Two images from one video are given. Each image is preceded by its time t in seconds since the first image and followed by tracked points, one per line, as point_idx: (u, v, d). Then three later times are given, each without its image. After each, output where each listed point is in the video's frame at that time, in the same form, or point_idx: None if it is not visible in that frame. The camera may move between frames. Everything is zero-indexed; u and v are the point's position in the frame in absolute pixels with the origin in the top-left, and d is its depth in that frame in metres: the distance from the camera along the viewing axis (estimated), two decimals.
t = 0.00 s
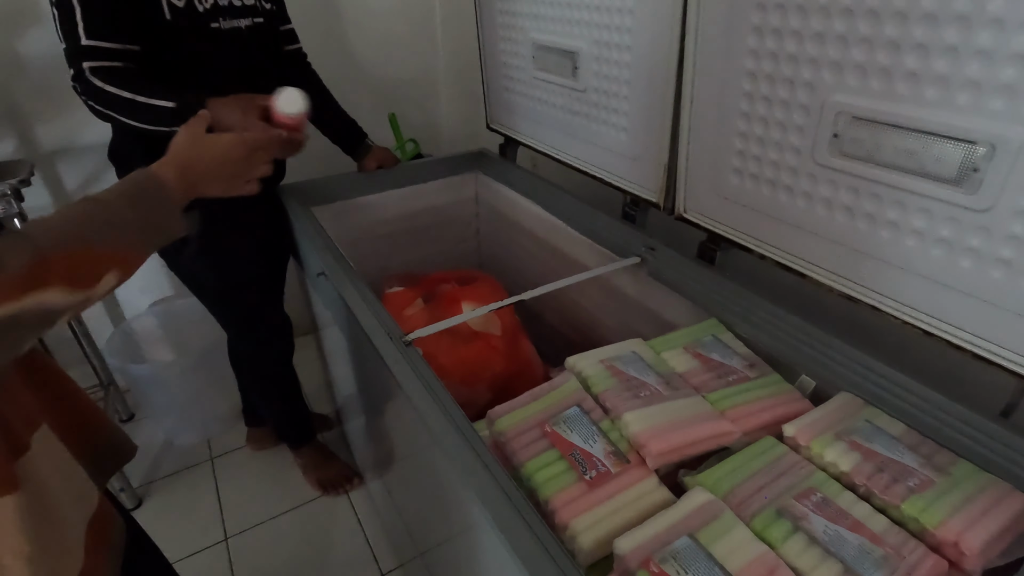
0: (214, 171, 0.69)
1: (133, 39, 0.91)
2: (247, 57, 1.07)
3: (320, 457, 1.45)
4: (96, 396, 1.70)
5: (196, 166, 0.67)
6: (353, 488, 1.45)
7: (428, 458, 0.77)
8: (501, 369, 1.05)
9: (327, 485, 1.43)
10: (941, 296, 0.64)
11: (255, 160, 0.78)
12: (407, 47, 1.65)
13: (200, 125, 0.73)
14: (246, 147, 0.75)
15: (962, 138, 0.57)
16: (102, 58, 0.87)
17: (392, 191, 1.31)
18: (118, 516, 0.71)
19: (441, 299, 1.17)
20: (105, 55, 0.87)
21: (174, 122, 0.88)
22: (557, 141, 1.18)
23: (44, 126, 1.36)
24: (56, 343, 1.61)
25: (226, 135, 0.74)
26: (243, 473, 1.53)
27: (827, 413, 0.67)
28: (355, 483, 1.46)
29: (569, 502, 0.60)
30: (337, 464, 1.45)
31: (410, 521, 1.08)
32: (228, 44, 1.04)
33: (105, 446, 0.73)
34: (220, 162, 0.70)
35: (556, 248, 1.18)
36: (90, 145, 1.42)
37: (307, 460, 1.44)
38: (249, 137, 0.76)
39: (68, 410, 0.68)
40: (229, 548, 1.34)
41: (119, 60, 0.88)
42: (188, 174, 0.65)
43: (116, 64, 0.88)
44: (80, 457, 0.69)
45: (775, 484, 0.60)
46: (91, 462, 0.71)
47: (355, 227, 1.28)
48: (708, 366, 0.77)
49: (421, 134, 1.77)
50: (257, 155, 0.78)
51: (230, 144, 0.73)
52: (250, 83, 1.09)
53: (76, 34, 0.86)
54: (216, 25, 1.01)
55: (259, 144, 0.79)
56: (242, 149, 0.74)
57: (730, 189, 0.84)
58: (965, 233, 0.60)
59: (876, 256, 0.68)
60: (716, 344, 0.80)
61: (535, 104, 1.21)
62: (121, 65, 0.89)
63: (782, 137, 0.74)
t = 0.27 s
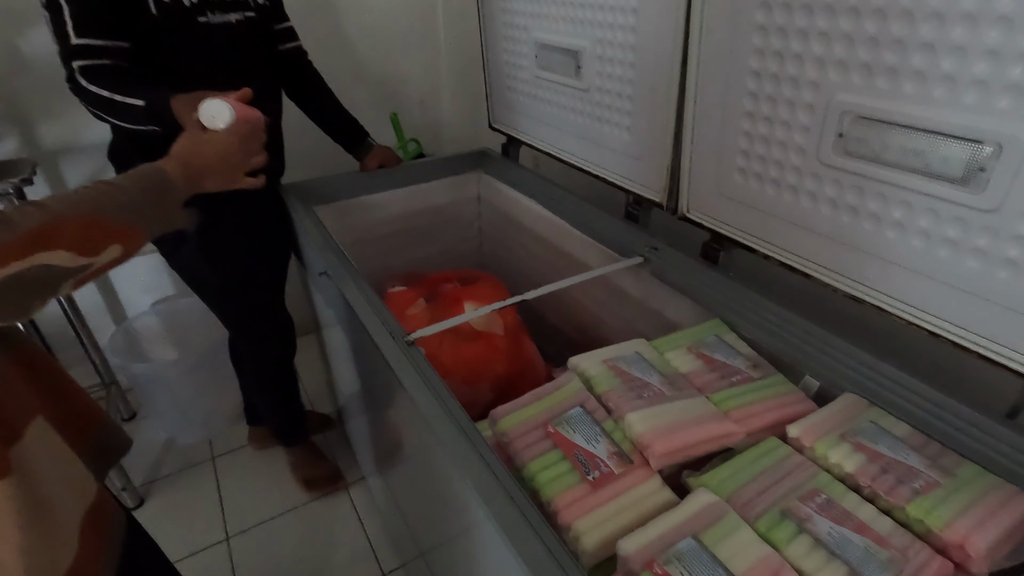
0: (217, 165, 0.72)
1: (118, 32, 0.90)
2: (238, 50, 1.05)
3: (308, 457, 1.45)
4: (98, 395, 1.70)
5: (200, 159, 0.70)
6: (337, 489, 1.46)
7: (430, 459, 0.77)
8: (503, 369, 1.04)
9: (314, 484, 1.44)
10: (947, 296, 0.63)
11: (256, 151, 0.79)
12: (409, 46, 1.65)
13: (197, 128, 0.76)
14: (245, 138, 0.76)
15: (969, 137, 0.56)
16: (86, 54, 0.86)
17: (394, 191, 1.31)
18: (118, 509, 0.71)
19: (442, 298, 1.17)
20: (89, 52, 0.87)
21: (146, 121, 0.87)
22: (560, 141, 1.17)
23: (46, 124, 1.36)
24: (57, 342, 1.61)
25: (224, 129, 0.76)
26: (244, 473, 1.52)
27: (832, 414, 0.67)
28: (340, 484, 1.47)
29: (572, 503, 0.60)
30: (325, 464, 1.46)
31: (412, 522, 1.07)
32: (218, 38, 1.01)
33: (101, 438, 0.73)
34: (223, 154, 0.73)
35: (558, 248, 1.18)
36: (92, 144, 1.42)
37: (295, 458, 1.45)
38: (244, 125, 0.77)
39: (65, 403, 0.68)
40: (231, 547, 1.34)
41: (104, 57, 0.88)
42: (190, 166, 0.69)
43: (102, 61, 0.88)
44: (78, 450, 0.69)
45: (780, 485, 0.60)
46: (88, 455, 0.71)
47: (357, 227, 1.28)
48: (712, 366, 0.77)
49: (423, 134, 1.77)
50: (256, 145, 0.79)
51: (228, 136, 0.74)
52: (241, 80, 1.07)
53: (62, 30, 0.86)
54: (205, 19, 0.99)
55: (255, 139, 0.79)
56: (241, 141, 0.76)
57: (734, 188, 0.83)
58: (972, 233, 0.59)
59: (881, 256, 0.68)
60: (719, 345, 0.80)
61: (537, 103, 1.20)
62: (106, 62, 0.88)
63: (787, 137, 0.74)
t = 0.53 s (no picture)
0: (183, 162, 0.70)
1: (103, 29, 0.90)
2: (225, 49, 1.05)
3: (273, 457, 1.44)
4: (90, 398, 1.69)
5: (164, 165, 0.68)
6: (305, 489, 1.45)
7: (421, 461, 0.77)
8: (495, 369, 1.04)
9: (282, 484, 1.43)
10: (934, 294, 0.64)
11: (227, 139, 0.75)
12: (401, 47, 1.65)
13: (164, 118, 0.72)
14: (208, 127, 0.72)
15: (954, 136, 0.56)
16: (69, 49, 0.86)
17: (386, 192, 1.31)
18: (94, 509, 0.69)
19: (435, 299, 1.17)
20: (75, 48, 0.86)
21: (130, 120, 0.86)
22: (552, 141, 1.17)
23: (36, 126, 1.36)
24: (49, 345, 1.60)
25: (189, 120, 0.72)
26: (236, 475, 1.52)
27: (821, 413, 0.67)
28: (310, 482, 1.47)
29: (562, 503, 0.60)
30: (291, 463, 1.45)
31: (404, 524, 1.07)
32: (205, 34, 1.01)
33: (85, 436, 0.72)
34: (186, 152, 0.70)
35: (550, 248, 1.18)
36: (83, 145, 1.41)
37: (260, 461, 1.44)
38: (206, 112, 0.72)
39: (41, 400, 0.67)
40: (223, 550, 1.34)
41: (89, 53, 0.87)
42: (156, 176, 0.67)
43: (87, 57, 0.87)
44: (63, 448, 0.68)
45: (768, 483, 0.60)
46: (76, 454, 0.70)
47: (350, 227, 1.28)
48: (702, 365, 0.77)
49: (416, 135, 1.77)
50: (226, 132, 0.75)
51: (189, 131, 0.71)
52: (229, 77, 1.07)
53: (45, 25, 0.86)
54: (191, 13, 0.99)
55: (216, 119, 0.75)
56: (203, 129, 0.72)
57: (724, 188, 0.84)
58: (958, 231, 0.60)
59: (870, 255, 0.68)
60: (710, 343, 0.80)
61: (529, 104, 1.20)
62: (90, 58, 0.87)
63: (775, 136, 0.74)
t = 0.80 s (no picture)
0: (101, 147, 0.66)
1: (88, 19, 0.89)
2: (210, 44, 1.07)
3: (276, 467, 1.43)
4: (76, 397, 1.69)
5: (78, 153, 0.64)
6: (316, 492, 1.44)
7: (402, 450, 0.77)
8: (477, 361, 1.05)
9: (290, 492, 1.42)
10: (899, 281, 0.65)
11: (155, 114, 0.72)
12: (385, 44, 1.65)
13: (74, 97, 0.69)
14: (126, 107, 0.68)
15: (913, 125, 0.58)
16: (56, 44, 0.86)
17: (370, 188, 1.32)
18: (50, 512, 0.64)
19: (418, 293, 1.18)
20: (61, 39, 0.86)
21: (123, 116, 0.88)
22: (534, 136, 1.18)
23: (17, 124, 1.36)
24: (33, 343, 1.60)
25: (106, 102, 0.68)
26: (223, 471, 1.52)
27: (789, 399, 0.69)
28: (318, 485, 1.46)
29: (535, 488, 0.61)
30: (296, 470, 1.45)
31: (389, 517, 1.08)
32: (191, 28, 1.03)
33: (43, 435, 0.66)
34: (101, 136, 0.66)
35: (532, 242, 1.19)
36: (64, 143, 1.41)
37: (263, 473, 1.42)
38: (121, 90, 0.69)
39: None
40: (210, 546, 1.34)
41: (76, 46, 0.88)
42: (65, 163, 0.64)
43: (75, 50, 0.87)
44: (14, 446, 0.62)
45: (736, 466, 0.61)
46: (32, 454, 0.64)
47: (334, 223, 1.28)
48: (676, 354, 0.78)
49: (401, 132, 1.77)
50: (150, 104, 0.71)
51: (104, 112, 0.67)
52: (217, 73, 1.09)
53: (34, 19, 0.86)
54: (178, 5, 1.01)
55: (142, 93, 0.72)
56: (122, 108, 0.68)
57: (699, 180, 0.85)
58: (919, 219, 0.61)
59: (838, 244, 0.70)
60: (686, 333, 0.82)
61: (511, 99, 1.21)
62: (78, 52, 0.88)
63: (746, 128, 0.75)
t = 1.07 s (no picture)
0: None
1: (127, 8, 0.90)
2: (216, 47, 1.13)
3: (298, 475, 1.38)
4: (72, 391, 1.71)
5: None
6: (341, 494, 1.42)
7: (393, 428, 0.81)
8: (464, 344, 1.08)
9: (314, 498, 1.38)
10: (858, 261, 0.69)
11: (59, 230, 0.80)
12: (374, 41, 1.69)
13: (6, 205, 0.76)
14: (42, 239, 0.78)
15: (866, 114, 0.62)
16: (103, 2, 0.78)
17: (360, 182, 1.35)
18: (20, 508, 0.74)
19: (408, 283, 1.21)
20: None
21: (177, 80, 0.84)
22: (520, 130, 1.22)
23: (13, 121, 1.39)
24: (30, 338, 1.62)
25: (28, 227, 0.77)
26: (219, 461, 1.55)
27: (757, 374, 0.73)
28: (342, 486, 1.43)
29: (518, 456, 0.65)
30: (320, 475, 1.40)
31: (382, 499, 1.12)
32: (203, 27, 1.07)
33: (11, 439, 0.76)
34: None
35: (519, 233, 1.23)
36: (59, 140, 1.44)
37: (285, 480, 1.37)
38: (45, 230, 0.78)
39: None
40: (207, 533, 1.37)
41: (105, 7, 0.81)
42: None
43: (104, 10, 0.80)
44: None
45: (705, 434, 0.66)
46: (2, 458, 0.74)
47: (325, 217, 1.32)
48: (653, 334, 0.82)
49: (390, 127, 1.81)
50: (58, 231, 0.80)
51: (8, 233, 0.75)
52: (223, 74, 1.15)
53: None
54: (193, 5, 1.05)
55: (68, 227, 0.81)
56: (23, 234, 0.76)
57: (674, 169, 0.89)
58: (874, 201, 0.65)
59: (802, 227, 0.74)
60: (663, 315, 0.86)
61: (498, 95, 1.25)
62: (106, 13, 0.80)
63: (717, 119, 0.79)
